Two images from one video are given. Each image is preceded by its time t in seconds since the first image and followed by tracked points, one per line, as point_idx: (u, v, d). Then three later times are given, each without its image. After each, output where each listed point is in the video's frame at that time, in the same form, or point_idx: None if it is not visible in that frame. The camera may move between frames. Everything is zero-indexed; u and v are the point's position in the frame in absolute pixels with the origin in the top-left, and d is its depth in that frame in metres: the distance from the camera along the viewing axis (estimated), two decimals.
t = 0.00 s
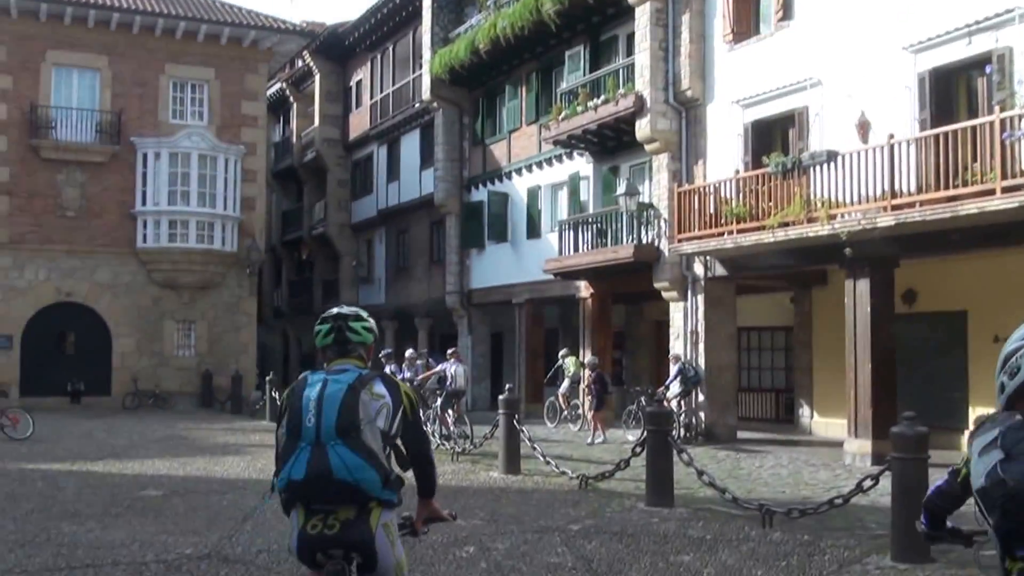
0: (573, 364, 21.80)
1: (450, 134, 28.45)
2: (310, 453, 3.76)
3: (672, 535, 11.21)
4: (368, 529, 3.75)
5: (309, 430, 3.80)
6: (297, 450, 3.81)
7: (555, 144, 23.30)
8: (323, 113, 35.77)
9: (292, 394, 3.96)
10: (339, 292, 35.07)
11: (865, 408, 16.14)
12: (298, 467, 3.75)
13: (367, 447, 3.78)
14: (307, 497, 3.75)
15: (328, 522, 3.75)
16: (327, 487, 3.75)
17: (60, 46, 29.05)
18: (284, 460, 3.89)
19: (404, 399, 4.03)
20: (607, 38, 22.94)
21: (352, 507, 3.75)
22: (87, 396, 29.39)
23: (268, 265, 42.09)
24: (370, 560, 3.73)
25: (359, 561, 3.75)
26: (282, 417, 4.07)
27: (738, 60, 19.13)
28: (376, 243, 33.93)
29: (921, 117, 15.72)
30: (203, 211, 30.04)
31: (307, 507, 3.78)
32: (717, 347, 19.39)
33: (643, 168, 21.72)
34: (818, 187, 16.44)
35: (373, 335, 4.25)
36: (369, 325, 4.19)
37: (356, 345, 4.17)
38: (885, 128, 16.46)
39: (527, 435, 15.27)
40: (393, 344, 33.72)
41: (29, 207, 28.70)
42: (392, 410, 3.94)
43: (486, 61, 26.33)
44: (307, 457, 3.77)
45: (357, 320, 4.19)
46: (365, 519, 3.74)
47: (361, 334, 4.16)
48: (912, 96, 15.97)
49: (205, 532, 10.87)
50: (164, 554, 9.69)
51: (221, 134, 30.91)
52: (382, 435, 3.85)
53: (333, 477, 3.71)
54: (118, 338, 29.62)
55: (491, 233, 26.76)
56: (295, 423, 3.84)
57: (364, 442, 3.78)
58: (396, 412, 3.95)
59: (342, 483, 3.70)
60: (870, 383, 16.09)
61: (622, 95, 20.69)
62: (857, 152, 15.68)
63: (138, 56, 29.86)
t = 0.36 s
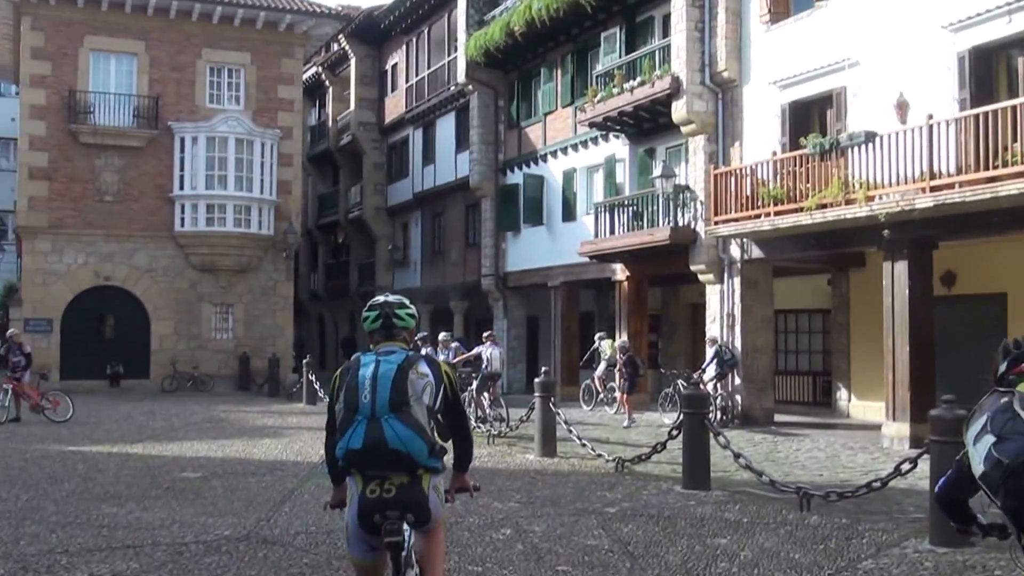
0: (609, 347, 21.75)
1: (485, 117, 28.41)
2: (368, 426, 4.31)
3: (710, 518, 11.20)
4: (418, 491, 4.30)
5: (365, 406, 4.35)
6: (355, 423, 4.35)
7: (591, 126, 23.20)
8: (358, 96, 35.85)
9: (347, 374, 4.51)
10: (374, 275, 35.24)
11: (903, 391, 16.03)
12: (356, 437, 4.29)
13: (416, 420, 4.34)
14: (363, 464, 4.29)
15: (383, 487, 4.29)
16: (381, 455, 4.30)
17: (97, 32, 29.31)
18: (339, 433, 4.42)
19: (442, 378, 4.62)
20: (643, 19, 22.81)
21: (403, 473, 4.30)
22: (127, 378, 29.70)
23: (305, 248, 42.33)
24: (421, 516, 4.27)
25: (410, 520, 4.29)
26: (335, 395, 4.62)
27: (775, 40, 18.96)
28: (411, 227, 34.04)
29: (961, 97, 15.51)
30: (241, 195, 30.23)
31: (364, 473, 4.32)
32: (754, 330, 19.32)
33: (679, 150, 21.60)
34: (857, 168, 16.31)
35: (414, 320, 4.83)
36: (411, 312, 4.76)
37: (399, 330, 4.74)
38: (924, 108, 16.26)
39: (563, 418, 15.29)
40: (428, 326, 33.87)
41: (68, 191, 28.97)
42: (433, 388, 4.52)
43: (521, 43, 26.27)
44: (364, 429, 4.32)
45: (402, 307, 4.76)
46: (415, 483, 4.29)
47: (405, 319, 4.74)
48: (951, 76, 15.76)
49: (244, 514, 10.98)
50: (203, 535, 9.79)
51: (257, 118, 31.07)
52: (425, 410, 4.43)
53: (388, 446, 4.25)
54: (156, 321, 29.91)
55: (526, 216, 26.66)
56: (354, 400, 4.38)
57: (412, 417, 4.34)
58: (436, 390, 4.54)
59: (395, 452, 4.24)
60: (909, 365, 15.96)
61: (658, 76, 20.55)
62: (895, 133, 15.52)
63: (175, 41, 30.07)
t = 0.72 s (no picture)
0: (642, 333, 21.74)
1: (517, 102, 28.37)
2: (412, 405, 4.85)
3: (744, 504, 11.19)
4: (453, 462, 4.85)
5: (408, 386, 4.90)
6: (399, 402, 4.90)
7: (623, 112, 23.14)
8: (389, 82, 35.92)
9: (387, 357, 5.04)
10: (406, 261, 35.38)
11: (938, 377, 15.93)
12: (402, 414, 4.83)
13: (451, 400, 4.91)
14: (407, 437, 4.82)
15: (422, 459, 4.82)
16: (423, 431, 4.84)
17: (131, 20, 29.52)
18: (383, 411, 4.96)
19: (469, 360, 5.20)
20: (675, 4, 22.71)
21: (441, 446, 4.84)
22: (161, 364, 29.98)
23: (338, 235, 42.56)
24: (457, 484, 4.83)
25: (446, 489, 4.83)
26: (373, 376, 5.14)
27: (809, 24, 18.81)
28: (442, 213, 34.11)
29: (997, 80, 15.31)
30: (273, 181, 30.37)
31: (405, 447, 4.86)
32: (788, 316, 19.26)
33: (712, 135, 21.50)
34: (891, 152, 16.18)
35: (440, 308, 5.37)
36: (439, 300, 5.30)
37: (428, 316, 5.27)
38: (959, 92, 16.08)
39: (597, 404, 15.31)
40: (460, 313, 33.96)
41: (102, 179, 29.22)
42: (463, 370, 5.11)
43: (552, 29, 26.23)
44: (408, 407, 4.87)
45: (432, 296, 5.29)
46: (452, 455, 4.84)
47: (435, 305, 5.28)
48: (988, 58, 15.56)
49: (279, 499, 11.07)
50: (238, 520, 9.87)
51: (290, 105, 31.21)
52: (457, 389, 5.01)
53: (430, 423, 4.80)
54: (190, 307, 30.19)
55: (558, 202, 26.66)
56: (397, 382, 4.92)
57: (449, 396, 4.91)
58: (465, 371, 5.11)
59: (437, 428, 4.80)
60: (944, 351, 15.83)
61: (691, 61, 20.47)
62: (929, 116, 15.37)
63: (208, 29, 30.25)
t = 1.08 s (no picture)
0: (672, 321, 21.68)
1: (546, 90, 28.31)
2: (438, 386, 5.14)
3: (774, 493, 11.15)
4: (474, 439, 5.17)
5: (434, 369, 5.18)
6: (424, 384, 5.17)
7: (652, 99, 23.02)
8: (418, 72, 35.94)
9: (410, 342, 5.29)
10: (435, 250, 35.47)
11: (971, 366, 15.77)
12: (429, 395, 5.12)
13: (474, 382, 5.22)
14: (432, 417, 5.10)
15: (446, 437, 5.12)
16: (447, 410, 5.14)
17: (161, 11, 29.72)
18: (408, 390, 5.23)
19: (485, 345, 5.49)
20: None
21: (462, 424, 5.15)
22: (192, 352, 30.21)
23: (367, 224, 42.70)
24: (478, 460, 5.15)
25: (465, 464, 5.15)
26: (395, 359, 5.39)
27: (840, 9, 18.64)
28: (471, 202, 34.14)
29: None
30: (303, 171, 30.48)
31: (429, 426, 5.15)
32: (819, 304, 19.14)
33: (742, 122, 21.34)
34: (923, 139, 16.01)
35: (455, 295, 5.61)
36: (456, 288, 5.54)
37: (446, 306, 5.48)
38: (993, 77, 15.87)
39: (626, 393, 15.28)
40: (489, 301, 34.01)
41: (134, 169, 29.43)
42: (482, 354, 5.41)
43: (580, 17, 26.14)
44: (433, 388, 5.15)
45: (449, 286, 5.52)
46: (472, 432, 5.15)
47: (453, 297, 5.47)
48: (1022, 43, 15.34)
49: (310, 487, 11.13)
50: (269, 508, 9.94)
51: (319, 95, 31.31)
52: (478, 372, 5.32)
53: (455, 403, 5.11)
54: (221, 296, 30.40)
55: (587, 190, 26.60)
56: (423, 364, 5.19)
57: (471, 379, 5.22)
58: (483, 355, 5.41)
59: (462, 408, 5.11)
60: (977, 340, 15.67)
61: (720, 48, 20.32)
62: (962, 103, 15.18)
63: (238, 19, 30.38)
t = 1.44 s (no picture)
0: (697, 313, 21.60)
1: (571, 82, 28.25)
2: (452, 371, 5.20)
3: (802, 485, 11.09)
4: (482, 420, 5.27)
5: (446, 355, 5.23)
6: (437, 368, 5.22)
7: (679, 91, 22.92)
8: (443, 64, 35.95)
9: (421, 329, 5.32)
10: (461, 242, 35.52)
11: (1001, 358, 15.63)
12: (442, 379, 5.18)
13: (484, 367, 5.30)
14: (445, 399, 5.18)
15: (457, 418, 5.21)
16: (459, 394, 5.22)
17: (187, 5, 29.88)
18: (420, 375, 5.27)
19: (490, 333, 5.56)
20: None
21: (472, 407, 5.24)
22: (220, 345, 30.40)
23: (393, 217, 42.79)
24: (486, 442, 5.25)
25: (473, 445, 5.27)
26: (403, 345, 5.41)
27: None
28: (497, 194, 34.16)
29: None
30: (329, 164, 30.58)
31: (441, 408, 5.22)
32: (847, 296, 19.03)
33: (769, 113, 21.20)
34: (953, 129, 15.84)
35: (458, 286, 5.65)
36: (461, 280, 5.58)
37: (453, 298, 5.51)
38: None
39: (652, 384, 15.25)
40: (515, 293, 34.03)
41: (161, 163, 29.62)
42: (488, 341, 5.48)
43: (606, 8, 26.05)
44: (446, 373, 5.20)
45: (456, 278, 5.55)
46: (481, 414, 5.25)
47: (461, 291, 5.52)
48: None
49: (337, 478, 11.18)
50: (297, 498, 9.98)
51: (345, 88, 31.39)
52: (486, 358, 5.40)
53: (468, 388, 5.18)
54: (248, 289, 30.57)
55: (613, 182, 26.55)
56: (436, 350, 5.24)
57: (482, 365, 5.30)
58: (490, 343, 5.49)
59: (474, 392, 5.19)
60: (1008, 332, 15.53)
61: (747, 39, 20.18)
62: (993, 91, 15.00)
63: (264, 13, 30.50)
